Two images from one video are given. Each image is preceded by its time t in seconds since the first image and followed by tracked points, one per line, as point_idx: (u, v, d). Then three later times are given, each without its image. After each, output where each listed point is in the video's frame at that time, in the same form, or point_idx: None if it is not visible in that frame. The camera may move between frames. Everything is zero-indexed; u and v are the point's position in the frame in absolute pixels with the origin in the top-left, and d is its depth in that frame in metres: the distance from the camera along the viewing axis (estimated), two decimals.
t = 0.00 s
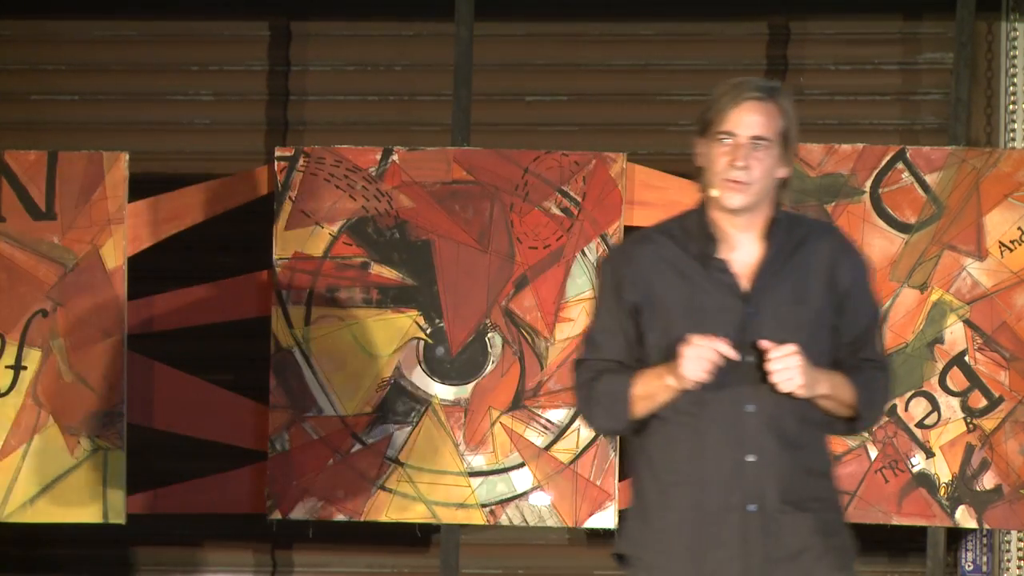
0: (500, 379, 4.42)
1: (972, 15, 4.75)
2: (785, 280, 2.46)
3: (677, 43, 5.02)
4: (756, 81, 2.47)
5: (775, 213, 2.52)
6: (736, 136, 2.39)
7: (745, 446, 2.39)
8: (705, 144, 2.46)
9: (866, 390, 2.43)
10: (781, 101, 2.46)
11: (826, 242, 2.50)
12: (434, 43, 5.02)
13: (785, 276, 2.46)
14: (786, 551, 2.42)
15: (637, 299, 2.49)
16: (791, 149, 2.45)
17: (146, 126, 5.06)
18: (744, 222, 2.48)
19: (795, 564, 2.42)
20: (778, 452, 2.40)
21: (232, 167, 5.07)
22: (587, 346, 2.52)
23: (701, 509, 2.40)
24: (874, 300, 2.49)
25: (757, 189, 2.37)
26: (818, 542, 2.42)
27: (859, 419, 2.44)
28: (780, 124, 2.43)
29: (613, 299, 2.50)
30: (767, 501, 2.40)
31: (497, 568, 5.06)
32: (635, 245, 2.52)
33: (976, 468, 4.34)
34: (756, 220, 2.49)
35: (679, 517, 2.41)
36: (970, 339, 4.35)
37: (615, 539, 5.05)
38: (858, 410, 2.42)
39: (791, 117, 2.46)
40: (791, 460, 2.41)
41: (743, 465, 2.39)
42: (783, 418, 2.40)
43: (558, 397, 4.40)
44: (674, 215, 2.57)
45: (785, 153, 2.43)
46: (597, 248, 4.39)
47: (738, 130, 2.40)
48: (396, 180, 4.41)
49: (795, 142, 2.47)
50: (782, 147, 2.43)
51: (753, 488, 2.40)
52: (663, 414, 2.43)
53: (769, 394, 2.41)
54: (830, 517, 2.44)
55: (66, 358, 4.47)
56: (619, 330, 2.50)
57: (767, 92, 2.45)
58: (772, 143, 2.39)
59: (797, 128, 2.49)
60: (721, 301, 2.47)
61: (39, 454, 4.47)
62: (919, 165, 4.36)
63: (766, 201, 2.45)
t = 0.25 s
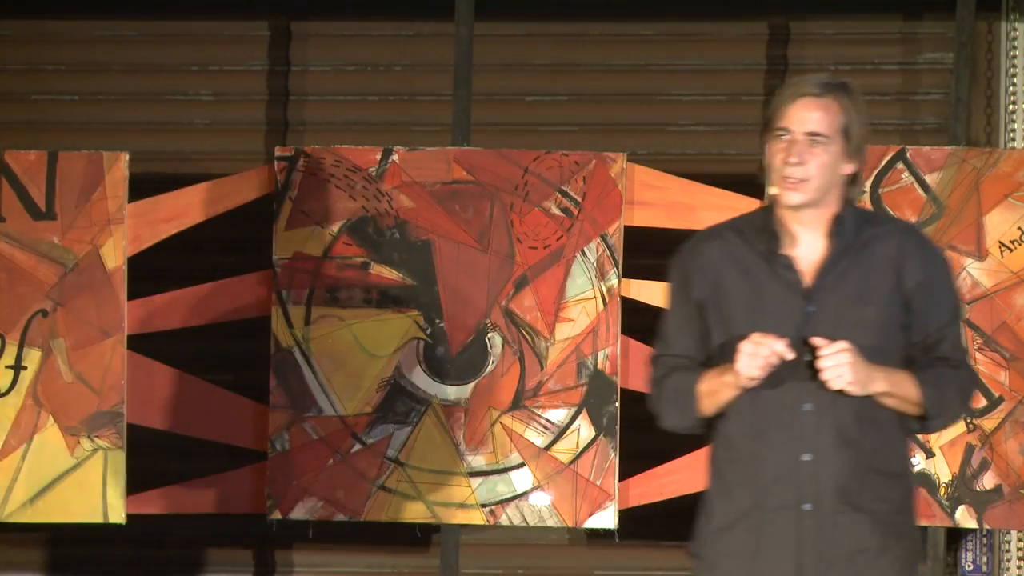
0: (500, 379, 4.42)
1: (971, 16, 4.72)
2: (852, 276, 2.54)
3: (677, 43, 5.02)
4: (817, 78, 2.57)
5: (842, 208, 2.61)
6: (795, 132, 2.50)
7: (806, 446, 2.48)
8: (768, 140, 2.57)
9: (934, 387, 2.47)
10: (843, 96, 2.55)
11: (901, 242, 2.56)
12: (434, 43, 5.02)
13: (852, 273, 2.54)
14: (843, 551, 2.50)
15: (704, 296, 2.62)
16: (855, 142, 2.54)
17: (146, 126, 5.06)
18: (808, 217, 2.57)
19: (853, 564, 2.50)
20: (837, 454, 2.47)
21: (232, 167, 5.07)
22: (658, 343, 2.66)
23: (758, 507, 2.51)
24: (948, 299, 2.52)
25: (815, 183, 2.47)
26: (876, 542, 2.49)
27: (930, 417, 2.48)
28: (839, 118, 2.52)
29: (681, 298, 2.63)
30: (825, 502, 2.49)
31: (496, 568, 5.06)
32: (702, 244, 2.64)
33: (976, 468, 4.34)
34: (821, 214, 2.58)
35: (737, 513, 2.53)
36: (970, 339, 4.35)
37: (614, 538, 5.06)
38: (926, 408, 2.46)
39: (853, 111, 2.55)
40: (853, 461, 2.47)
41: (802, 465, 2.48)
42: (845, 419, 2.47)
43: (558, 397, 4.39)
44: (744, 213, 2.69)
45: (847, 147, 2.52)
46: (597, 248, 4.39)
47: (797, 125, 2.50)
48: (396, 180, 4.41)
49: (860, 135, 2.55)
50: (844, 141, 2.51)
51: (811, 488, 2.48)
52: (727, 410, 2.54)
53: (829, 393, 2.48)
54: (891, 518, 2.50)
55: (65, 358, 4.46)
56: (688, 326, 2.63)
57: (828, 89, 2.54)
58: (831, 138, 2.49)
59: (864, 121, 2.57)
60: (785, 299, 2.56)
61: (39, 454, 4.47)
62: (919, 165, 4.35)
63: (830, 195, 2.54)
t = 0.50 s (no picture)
0: (500, 379, 4.42)
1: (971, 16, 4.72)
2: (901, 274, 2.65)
3: (677, 44, 5.02)
4: (860, 75, 2.72)
5: (892, 205, 2.73)
6: (839, 128, 2.65)
7: (848, 445, 2.62)
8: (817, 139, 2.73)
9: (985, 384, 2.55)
10: (885, 90, 2.69)
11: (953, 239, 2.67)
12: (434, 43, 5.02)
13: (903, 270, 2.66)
14: (880, 551, 2.64)
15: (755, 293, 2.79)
16: (900, 135, 2.67)
17: (146, 126, 5.06)
18: (857, 215, 2.71)
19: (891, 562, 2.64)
20: (877, 455, 2.61)
21: (232, 167, 5.07)
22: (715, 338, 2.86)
23: (799, 504, 2.67)
24: (996, 299, 2.61)
25: (860, 177, 2.62)
26: (915, 542, 2.63)
27: (980, 416, 2.57)
28: (881, 112, 2.66)
29: (735, 292, 2.82)
30: (865, 501, 2.63)
31: (497, 568, 5.06)
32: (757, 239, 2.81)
33: (976, 468, 4.34)
34: (872, 210, 2.71)
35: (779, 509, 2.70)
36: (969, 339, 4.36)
37: (614, 538, 5.06)
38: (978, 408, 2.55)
39: (896, 105, 2.68)
40: (894, 462, 2.61)
41: (843, 465, 2.62)
42: (887, 420, 2.60)
43: (558, 397, 4.39)
44: (798, 208, 2.85)
45: (892, 140, 2.66)
46: (597, 248, 4.39)
47: (840, 121, 2.65)
48: (396, 180, 4.41)
49: (905, 128, 2.68)
50: (888, 134, 2.65)
51: (851, 487, 2.63)
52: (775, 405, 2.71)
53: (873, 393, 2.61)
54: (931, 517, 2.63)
55: (66, 358, 4.47)
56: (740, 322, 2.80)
57: (870, 85, 2.69)
58: (875, 133, 2.63)
59: (910, 114, 2.70)
60: (832, 296, 2.69)
61: (39, 454, 4.47)
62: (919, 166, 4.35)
63: (877, 189, 2.67)
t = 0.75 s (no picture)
0: (500, 379, 4.42)
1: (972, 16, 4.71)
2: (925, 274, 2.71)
3: (676, 43, 5.02)
4: (886, 74, 2.78)
5: (921, 202, 2.78)
6: (862, 129, 2.72)
7: (862, 445, 2.67)
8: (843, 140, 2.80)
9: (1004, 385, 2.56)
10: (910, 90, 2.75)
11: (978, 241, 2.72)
12: (434, 43, 5.02)
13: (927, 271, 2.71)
14: (890, 553, 2.69)
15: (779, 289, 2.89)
16: (925, 134, 2.73)
17: (146, 126, 5.06)
18: (882, 215, 2.78)
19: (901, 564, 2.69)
20: (891, 457, 2.66)
21: (232, 167, 5.07)
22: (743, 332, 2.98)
23: (812, 503, 2.73)
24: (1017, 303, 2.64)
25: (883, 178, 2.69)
26: (925, 545, 2.67)
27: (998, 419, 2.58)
28: (905, 112, 2.72)
29: (762, 288, 2.93)
30: (877, 501, 2.67)
31: (497, 568, 5.06)
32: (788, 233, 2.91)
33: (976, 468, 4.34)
34: (897, 210, 2.78)
35: (793, 507, 2.76)
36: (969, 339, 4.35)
37: (614, 538, 5.06)
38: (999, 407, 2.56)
39: (922, 103, 2.74)
40: (907, 464, 2.66)
41: (857, 465, 2.68)
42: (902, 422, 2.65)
43: (558, 397, 4.39)
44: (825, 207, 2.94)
45: (916, 140, 2.72)
46: (597, 248, 4.39)
47: (864, 122, 2.72)
48: (396, 180, 4.41)
49: (929, 128, 2.74)
50: (912, 134, 2.72)
51: (864, 487, 2.68)
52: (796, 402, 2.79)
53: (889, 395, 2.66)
54: (942, 519, 2.68)
55: (65, 358, 4.46)
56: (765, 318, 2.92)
57: (895, 84, 2.75)
58: (897, 133, 2.70)
59: (936, 113, 2.76)
60: (854, 294, 2.75)
61: (39, 455, 4.46)
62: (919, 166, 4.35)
63: (902, 189, 2.74)
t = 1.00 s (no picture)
0: (500, 379, 4.42)
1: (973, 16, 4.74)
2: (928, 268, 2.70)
3: (676, 43, 5.02)
4: (894, 76, 2.81)
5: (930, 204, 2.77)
6: (869, 127, 2.75)
7: (865, 441, 2.64)
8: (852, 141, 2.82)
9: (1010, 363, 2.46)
10: (919, 90, 2.78)
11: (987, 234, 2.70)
12: (434, 43, 5.02)
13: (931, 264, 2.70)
14: (893, 552, 2.63)
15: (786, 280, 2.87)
16: (932, 134, 2.75)
17: (146, 126, 5.06)
18: (890, 215, 2.77)
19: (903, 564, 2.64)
20: (894, 454, 2.62)
21: (232, 167, 5.07)
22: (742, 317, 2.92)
23: (814, 501, 2.69)
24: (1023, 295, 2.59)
25: (888, 176, 2.69)
26: (927, 544, 2.62)
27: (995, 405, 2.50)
28: (912, 111, 2.75)
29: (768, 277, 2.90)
30: (878, 499, 2.63)
31: (497, 568, 5.06)
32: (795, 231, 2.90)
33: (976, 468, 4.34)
34: (904, 211, 2.77)
35: (795, 505, 2.72)
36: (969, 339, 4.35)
37: (614, 538, 5.06)
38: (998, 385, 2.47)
39: (930, 103, 2.77)
40: (911, 461, 2.62)
41: (860, 462, 2.64)
42: (906, 418, 2.62)
43: (558, 397, 4.39)
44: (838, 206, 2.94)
45: (923, 140, 2.74)
46: (597, 248, 4.39)
47: (872, 121, 2.75)
48: (396, 180, 4.41)
49: (936, 128, 2.76)
50: (919, 134, 2.74)
51: (867, 484, 2.64)
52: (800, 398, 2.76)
53: (893, 393, 2.63)
54: (946, 519, 2.63)
55: (65, 358, 4.47)
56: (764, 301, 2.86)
57: (903, 85, 2.78)
58: (904, 133, 2.72)
59: (944, 113, 2.78)
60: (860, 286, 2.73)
61: (39, 455, 4.46)
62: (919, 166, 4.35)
63: (910, 188, 2.74)
